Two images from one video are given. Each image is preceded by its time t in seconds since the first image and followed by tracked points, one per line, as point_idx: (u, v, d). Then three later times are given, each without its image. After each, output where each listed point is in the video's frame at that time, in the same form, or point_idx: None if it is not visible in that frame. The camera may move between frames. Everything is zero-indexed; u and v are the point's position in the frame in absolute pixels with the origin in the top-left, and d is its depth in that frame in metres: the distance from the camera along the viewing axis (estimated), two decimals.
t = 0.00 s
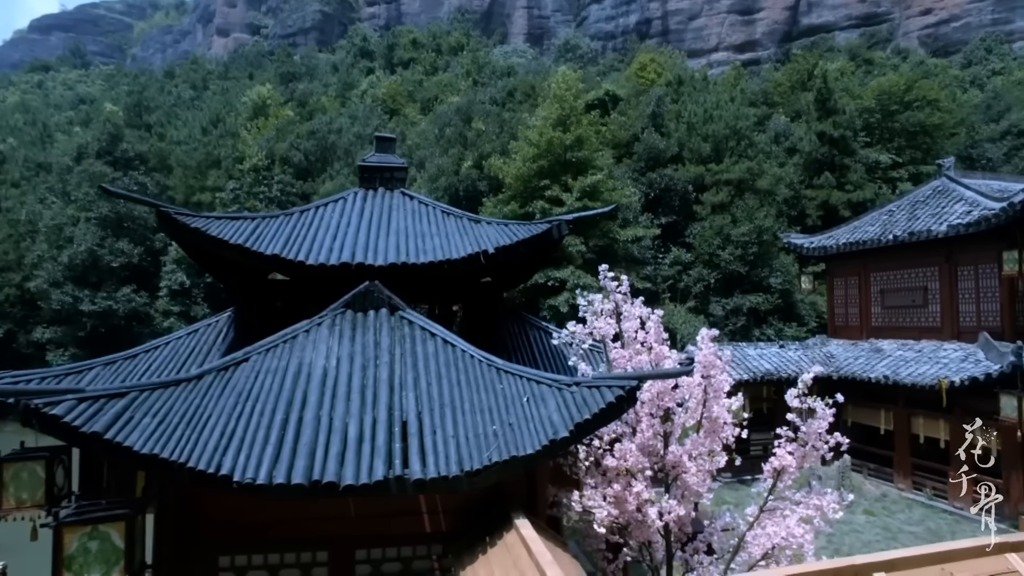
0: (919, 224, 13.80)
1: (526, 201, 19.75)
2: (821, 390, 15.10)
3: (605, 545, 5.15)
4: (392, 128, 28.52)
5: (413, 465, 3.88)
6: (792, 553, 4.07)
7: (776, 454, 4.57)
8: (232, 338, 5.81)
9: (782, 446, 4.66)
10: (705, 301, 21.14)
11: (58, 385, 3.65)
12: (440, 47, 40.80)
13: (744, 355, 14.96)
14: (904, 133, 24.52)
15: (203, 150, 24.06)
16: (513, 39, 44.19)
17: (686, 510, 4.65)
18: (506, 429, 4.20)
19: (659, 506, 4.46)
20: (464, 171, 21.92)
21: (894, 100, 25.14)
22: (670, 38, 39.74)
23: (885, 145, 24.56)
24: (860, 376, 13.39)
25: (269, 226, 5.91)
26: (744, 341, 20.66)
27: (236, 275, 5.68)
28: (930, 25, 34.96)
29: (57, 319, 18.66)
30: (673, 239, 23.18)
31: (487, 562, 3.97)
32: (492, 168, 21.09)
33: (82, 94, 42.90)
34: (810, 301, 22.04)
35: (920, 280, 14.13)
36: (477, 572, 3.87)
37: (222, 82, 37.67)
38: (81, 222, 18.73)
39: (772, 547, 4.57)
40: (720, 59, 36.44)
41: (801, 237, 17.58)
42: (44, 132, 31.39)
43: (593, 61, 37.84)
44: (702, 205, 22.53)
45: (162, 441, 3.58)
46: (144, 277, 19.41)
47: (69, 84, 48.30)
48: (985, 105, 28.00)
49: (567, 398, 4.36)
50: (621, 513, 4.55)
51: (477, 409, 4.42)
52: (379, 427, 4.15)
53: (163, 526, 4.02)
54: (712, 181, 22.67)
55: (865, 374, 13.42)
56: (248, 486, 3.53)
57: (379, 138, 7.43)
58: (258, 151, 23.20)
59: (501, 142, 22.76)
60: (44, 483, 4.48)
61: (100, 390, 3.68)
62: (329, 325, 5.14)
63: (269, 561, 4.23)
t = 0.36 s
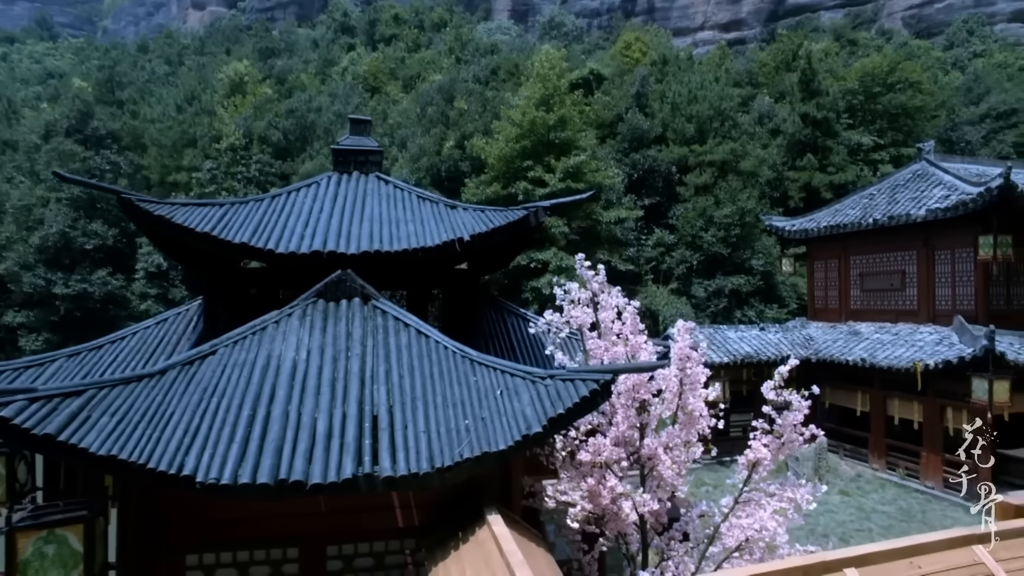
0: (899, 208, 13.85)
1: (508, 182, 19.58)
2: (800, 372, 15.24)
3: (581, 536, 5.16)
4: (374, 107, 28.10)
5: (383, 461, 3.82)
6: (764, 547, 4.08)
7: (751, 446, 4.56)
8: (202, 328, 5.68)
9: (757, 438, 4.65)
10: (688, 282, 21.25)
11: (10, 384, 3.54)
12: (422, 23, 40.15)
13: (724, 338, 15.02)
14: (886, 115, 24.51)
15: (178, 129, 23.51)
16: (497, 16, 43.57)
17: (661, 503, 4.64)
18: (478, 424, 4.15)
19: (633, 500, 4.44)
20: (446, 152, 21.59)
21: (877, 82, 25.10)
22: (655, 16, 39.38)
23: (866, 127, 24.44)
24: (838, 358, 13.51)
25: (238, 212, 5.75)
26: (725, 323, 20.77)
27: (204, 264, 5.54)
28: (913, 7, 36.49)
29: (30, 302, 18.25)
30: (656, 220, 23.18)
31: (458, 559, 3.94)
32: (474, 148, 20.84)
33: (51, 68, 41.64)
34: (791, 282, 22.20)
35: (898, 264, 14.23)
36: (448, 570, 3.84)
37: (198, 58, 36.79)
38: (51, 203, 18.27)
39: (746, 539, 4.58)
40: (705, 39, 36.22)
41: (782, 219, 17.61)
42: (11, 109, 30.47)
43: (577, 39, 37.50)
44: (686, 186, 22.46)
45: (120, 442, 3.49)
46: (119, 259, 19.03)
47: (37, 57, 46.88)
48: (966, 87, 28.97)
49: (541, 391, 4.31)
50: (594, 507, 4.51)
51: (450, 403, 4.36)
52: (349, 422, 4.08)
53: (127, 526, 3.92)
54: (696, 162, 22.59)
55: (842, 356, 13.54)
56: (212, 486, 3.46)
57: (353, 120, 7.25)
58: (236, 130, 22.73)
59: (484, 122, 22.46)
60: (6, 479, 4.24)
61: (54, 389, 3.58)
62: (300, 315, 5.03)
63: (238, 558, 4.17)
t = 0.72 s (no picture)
0: (879, 190, 13.87)
1: (491, 161, 19.36)
2: (779, 354, 15.37)
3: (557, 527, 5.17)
4: (354, 84, 27.58)
5: (352, 459, 3.75)
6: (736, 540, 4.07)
7: (726, 438, 4.53)
8: (170, 319, 5.55)
9: (732, 430, 4.62)
10: (670, 263, 21.28)
11: None
12: None
13: (704, 320, 15.08)
14: (868, 96, 24.48)
15: (151, 105, 22.90)
16: None
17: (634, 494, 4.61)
18: (450, 419, 4.09)
19: (606, 493, 4.39)
20: (427, 130, 21.26)
21: (861, 62, 25.02)
22: None
23: (849, 107, 24.37)
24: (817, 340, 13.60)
25: (204, 199, 5.59)
26: (707, 304, 20.84)
27: (170, 252, 5.38)
28: None
29: None
30: (639, 200, 23.11)
31: (430, 554, 3.90)
32: (456, 127, 20.52)
33: (17, 40, 40.30)
34: (772, 263, 22.28)
35: (877, 246, 14.30)
36: (419, 566, 3.80)
37: (172, 31, 35.80)
38: (19, 182, 17.77)
39: (720, 530, 4.58)
40: (690, 17, 35.87)
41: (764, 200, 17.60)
42: None
43: (562, 15, 36.96)
44: (669, 166, 22.33)
45: (76, 444, 3.40)
46: (93, 240, 18.61)
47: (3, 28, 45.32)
48: (947, 68, 29.53)
49: (514, 384, 4.25)
50: (568, 502, 4.45)
51: (421, 397, 4.30)
52: (318, 417, 3.99)
53: (88, 525, 3.84)
54: (679, 142, 22.45)
55: (821, 338, 13.64)
56: (173, 487, 3.37)
57: (326, 101, 7.05)
58: (211, 107, 22.19)
59: (466, 100, 22.11)
60: None
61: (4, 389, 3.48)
62: (269, 305, 4.91)
63: (207, 556, 4.10)
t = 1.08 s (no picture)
0: (858, 171, 13.88)
1: (471, 139, 19.07)
2: (758, 334, 15.46)
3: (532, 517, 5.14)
4: (333, 59, 26.99)
5: (319, 456, 3.66)
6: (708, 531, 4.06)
7: (700, 429, 4.49)
8: (134, 309, 5.37)
9: (706, 420, 4.59)
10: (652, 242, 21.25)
11: None
12: None
13: (684, 300, 15.10)
14: (850, 74, 24.40)
15: (120, 80, 22.21)
16: None
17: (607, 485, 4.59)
18: (419, 413, 4.02)
19: (579, 486, 4.35)
20: (407, 107, 20.88)
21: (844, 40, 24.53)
22: None
23: (832, 86, 24.12)
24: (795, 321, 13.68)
25: (167, 184, 5.40)
26: (689, 283, 20.89)
27: (131, 240, 5.21)
28: None
29: None
30: (621, 179, 23.00)
31: (399, 551, 3.85)
32: (436, 104, 20.16)
33: None
34: (754, 242, 22.35)
35: (856, 227, 14.34)
36: (388, 565, 3.75)
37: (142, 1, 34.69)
38: None
39: (693, 521, 4.60)
40: None
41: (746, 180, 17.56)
42: None
43: None
44: (651, 145, 22.16)
45: (26, 447, 3.28)
46: (62, 220, 18.15)
47: None
48: (928, 48, 29.63)
49: (485, 376, 4.18)
50: (541, 495, 4.40)
51: (391, 390, 4.22)
52: (284, 413, 3.88)
53: (46, 527, 3.74)
54: (662, 120, 22.29)
55: (799, 319, 13.73)
56: (129, 489, 3.27)
57: (295, 80, 6.82)
58: (183, 82, 21.59)
59: (446, 77, 21.71)
60: None
61: None
62: (235, 295, 4.77)
63: (172, 555, 4.02)
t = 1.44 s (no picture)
0: (838, 152, 13.86)
1: (451, 117, 18.76)
2: (737, 314, 15.51)
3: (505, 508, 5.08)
4: (309, 34, 26.37)
5: (282, 455, 3.56)
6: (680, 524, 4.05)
7: (673, 421, 4.46)
8: (93, 300, 5.20)
9: (679, 411, 4.54)
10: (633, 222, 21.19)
11: None
12: None
13: (664, 281, 15.08)
14: (831, 53, 24.33)
15: (85, 53, 21.47)
16: None
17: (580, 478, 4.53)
18: (387, 409, 3.93)
19: (550, 481, 4.29)
20: (385, 84, 20.44)
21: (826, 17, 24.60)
22: None
23: (813, 64, 24.29)
24: (773, 302, 13.74)
25: (126, 170, 5.19)
26: (669, 263, 20.90)
27: (88, 228, 5.01)
28: None
29: None
30: (602, 157, 22.84)
31: (366, 550, 3.78)
32: (414, 82, 19.75)
33: None
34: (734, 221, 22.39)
35: (834, 208, 14.35)
36: (357, 564, 3.69)
37: None
38: None
39: (666, 513, 4.59)
40: None
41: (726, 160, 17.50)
42: None
43: None
44: (633, 123, 21.96)
45: None
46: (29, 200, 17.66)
47: None
48: (909, 27, 29.63)
49: (455, 370, 4.10)
50: (512, 489, 4.33)
51: (358, 385, 4.12)
52: (247, 411, 3.77)
53: None
54: (643, 99, 21.98)
55: (777, 300, 13.78)
56: (80, 495, 3.14)
57: (261, 59, 6.57)
58: (152, 57, 20.93)
59: (425, 53, 21.27)
60: None
61: None
62: (197, 286, 4.61)
63: (135, 555, 3.93)
